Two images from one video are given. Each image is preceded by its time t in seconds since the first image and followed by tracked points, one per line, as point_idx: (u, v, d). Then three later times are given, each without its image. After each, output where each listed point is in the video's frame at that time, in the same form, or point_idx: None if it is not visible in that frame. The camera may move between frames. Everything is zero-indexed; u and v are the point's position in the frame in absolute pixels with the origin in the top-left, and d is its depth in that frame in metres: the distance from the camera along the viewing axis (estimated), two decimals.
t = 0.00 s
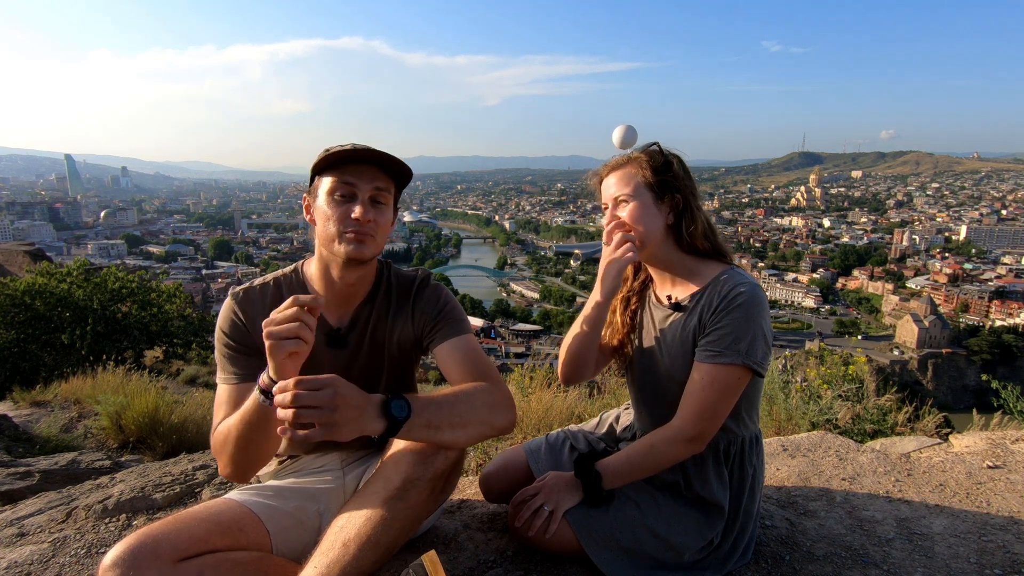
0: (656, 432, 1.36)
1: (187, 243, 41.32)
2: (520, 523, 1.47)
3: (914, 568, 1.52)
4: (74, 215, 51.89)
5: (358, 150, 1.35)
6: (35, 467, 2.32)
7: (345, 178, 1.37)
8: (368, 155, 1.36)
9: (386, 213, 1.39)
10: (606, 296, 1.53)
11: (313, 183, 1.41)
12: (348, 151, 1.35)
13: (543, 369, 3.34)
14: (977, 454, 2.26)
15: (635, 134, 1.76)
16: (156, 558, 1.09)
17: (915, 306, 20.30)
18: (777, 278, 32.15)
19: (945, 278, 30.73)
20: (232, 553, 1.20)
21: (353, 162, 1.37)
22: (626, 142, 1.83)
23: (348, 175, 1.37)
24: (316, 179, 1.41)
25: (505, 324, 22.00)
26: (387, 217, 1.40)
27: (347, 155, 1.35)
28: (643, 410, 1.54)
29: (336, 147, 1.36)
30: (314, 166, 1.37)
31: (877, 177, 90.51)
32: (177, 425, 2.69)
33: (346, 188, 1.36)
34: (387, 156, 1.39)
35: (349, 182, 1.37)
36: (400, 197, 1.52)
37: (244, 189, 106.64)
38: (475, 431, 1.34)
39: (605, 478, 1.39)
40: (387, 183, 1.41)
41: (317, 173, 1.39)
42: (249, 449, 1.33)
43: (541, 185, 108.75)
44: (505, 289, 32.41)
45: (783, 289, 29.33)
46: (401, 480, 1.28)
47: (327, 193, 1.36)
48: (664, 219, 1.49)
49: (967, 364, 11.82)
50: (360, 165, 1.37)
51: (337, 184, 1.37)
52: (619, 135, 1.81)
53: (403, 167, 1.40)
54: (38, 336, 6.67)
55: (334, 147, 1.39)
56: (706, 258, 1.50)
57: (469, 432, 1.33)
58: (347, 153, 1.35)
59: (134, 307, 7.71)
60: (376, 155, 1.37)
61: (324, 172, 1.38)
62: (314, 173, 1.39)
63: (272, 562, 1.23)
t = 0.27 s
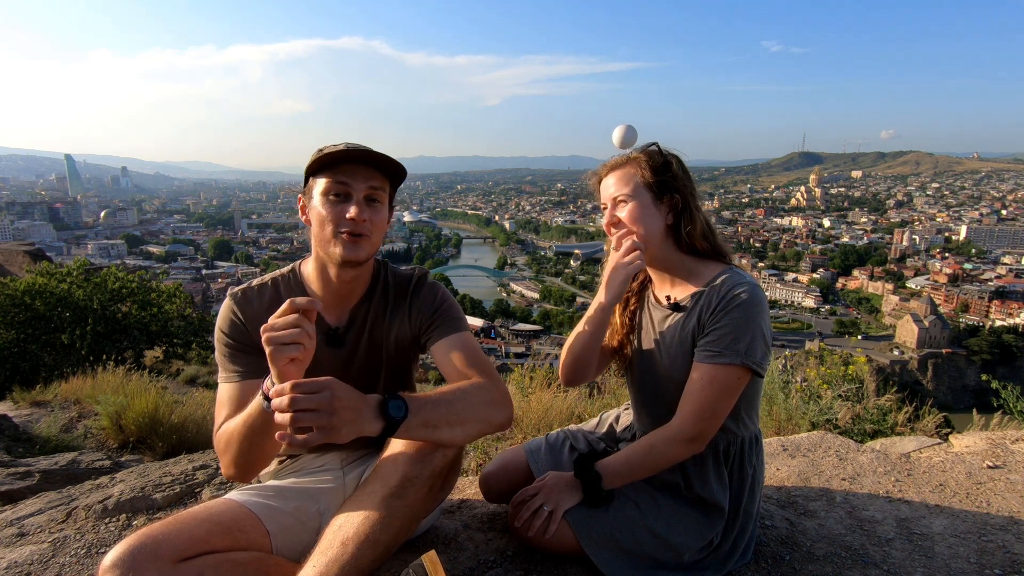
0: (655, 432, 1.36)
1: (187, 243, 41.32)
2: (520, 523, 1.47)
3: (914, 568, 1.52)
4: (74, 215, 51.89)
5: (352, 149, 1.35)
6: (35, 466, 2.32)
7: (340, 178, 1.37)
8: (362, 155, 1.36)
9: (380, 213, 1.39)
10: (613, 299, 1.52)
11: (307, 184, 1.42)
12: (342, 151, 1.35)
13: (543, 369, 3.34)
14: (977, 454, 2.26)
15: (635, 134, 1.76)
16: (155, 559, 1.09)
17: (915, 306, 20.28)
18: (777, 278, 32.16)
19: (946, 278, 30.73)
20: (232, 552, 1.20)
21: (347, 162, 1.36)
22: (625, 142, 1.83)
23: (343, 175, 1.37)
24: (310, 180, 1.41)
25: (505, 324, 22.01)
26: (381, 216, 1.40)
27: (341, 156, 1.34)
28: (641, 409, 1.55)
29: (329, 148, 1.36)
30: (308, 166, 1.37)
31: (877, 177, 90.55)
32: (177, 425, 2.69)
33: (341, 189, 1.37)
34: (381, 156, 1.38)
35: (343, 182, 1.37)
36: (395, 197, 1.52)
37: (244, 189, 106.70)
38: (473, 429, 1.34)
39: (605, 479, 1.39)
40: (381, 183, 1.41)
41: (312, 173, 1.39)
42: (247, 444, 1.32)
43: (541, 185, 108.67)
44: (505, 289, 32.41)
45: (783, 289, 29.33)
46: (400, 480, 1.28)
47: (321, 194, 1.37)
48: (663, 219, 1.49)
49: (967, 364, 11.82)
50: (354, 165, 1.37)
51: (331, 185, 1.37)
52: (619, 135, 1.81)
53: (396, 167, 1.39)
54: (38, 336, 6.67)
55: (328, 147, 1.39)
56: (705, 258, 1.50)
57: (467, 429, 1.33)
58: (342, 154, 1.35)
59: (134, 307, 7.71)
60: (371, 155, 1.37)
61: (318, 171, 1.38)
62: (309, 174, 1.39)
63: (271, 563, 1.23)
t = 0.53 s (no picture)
0: (654, 432, 1.36)
1: (187, 243, 41.33)
2: (520, 523, 1.47)
3: (914, 568, 1.52)
4: (74, 215, 51.89)
5: (349, 152, 1.35)
6: (35, 466, 2.32)
7: (336, 180, 1.36)
8: (357, 157, 1.35)
9: (378, 214, 1.39)
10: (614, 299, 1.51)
11: (304, 186, 1.41)
12: (338, 154, 1.34)
13: (543, 369, 3.33)
14: (977, 454, 2.27)
15: (635, 134, 1.77)
16: (156, 558, 1.09)
17: (915, 306, 20.27)
18: (777, 278, 32.15)
19: (946, 278, 30.72)
20: (232, 552, 1.20)
21: (343, 163, 1.35)
22: (625, 142, 1.83)
23: (340, 176, 1.36)
24: (307, 181, 1.40)
25: (505, 324, 22.01)
26: (378, 218, 1.39)
27: (336, 158, 1.34)
28: (642, 409, 1.54)
29: (326, 152, 1.35)
30: (303, 169, 1.36)
31: (877, 177, 90.56)
32: (177, 425, 2.69)
33: (337, 191, 1.36)
34: (378, 158, 1.37)
35: (340, 185, 1.36)
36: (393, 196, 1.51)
37: (244, 189, 106.74)
38: (473, 428, 1.34)
39: (605, 479, 1.39)
40: (378, 184, 1.40)
41: (307, 175, 1.38)
42: (249, 437, 1.32)
43: (541, 185, 108.69)
44: (505, 289, 32.42)
45: (783, 289, 29.33)
46: (398, 478, 1.28)
47: (317, 197, 1.36)
48: (664, 219, 1.49)
49: (967, 364, 11.82)
50: (350, 166, 1.36)
51: (327, 187, 1.36)
52: (619, 134, 1.81)
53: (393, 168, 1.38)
54: (38, 336, 6.67)
55: (324, 149, 1.38)
56: (705, 258, 1.50)
57: (466, 427, 1.33)
58: (337, 156, 1.34)
59: (134, 307, 7.71)
60: (367, 157, 1.36)
61: (313, 173, 1.37)
62: (304, 175, 1.38)
63: (271, 562, 1.23)
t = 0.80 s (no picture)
0: (654, 431, 1.36)
1: (187, 243, 41.33)
2: (520, 523, 1.47)
3: (914, 568, 1.52)
4: (74, 215, 51.88)
5: (349, 155, 1.34)
6: (35, 467, 2.32)
7: (338, 182, 1.36)
8: (355, 160, 1.34)
9: (377, 216, 1.38)
10: (617, 303, 1.51)
11: (304, 187, 1.41)
12: (341, 157, 1.33)
13: (542, 369, 3.34)
14: (976, 455, 2.27)
15: (635, 135, 1.77)
16: (155, 558, 1.09)
17: (915, 306, 20.27)
18: (777, 278, 32.15)
19: (946, 278, 30.72)
20: (233, 552, 1.20)
21: (341, 166, 1.35)
22: (626, 142, 1.83)
23: (342, 178, 1.35)
24: (308, 183, 1.40)
25: (505, 324, 22.01)
26: (378, 219, 1.39)
27: (336, 161, 1.33)
28: (641, 410, 1.54)
29: (329, 154, 1.34)
30: (305, 171, 1.36)
31: (877, 177, 90.57)
32: (177, 425, 2.69)
33: (336, 194, 1.36)
34: (378, 160, 1.37)
35: (342, 187, 1.36)
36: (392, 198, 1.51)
37: (244, 189, 106.77)
38: (473, 427, 1.34)
39: (605, 478, 1.39)
40: (378, 187, 1.39)
41: (310, 177, 1.37)
42: (251, 437, 1.32)
43: (541, 185, 108.67)
44: (505, 289, 32.42)
45: (783, 289, 29.33)
46: (398, 478, 1.28)
47: (317, 199, 1.36)
48: (666, 220, 1.49)
49: (967, 364, 11.82)
50: (350, 169, 1.35)
51: (327, 190, 1.36)
52: (620, 134, 1.81)
53: (392, 172, 1.38)
54: (38, 336, 6.67)
55: (323, 150, 1.37)
56: (705, 259, 1.51)
57: (468, 426, 1.33)
58: (336, 159, 1.33)
59: (134, 307, 7.71)
60: (364, 159, 1.34)
61: (316, 175, 1.37)
62: (304, 177, 1.38)
63: (272, 562, 1.23)
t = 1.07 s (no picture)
0: (654, 433, 1.36)
1: (187, 243, 41.33)
2: (520, 523, 1.47)
3: (914, 568, 1.52)
4: (73, 215, 51.87)
5: (332, 158, 1.33)
6: (35, 466, 2.32)
7: (321, 187, 1.35)
8: (341, 162, 1.33)
9: (367, 217, 1.38)
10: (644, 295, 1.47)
11: (295, 191, 1.41)
12: (322, 162, 1.33)
13: (542, 368, 3.34)
14: (977, 454, 2.26)
15: (635, 134, 1.76)
16: (156, 557, 1.09)
17: (915, 306, 20.28)
18: (777, 278, 32.15)
19: (946, 278, 30.74)
20: (233, 552, 1.20)
21: (327, 172, 1.34)
22: (626, 140, 1.82)
23: (326, 182, 1.35)
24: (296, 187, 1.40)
25: (505, 324, 22.02)
26: (369, 220, 1.39)
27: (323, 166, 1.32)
28: (640, 410, 1.54)
29: (312, 158, 1.34)
30: (291, 175, 1.36)
31: (877, 177, 90.58)
32: (177, 425, 2.69)
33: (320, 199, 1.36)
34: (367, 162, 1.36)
35: (323, 191, 1.35)
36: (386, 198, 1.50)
37: (244, 189, 106.76)
38: (475, 427, 1.34)
39: (606, 479, 1.39)
40: (367, 187, 1.38)
41: (296, 181, 1.38)
42: (248, 429, 1.31)
43: (541, 185, 108.64)
44: (505, 289, 32.43)
45: (783, 289, 29.34)
46: (400, 479, 1.28)
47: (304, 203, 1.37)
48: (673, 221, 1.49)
49: (967, 364, 11.82)
50: (335, 175, 1.34)
51: (311, 195, 1.36)
52: (619, 134, 1.80)
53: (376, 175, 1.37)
54: (39, 336, 6.67)
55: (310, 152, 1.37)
56: (706, 261, 1.51)
57: (470, 427, 1.34)
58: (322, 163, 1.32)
59: (134, 307, 7.71)
60: (350, 162, 1.33)
61: (301, 180, 1.37)
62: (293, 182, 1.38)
63: (272, 562, 1.23)
